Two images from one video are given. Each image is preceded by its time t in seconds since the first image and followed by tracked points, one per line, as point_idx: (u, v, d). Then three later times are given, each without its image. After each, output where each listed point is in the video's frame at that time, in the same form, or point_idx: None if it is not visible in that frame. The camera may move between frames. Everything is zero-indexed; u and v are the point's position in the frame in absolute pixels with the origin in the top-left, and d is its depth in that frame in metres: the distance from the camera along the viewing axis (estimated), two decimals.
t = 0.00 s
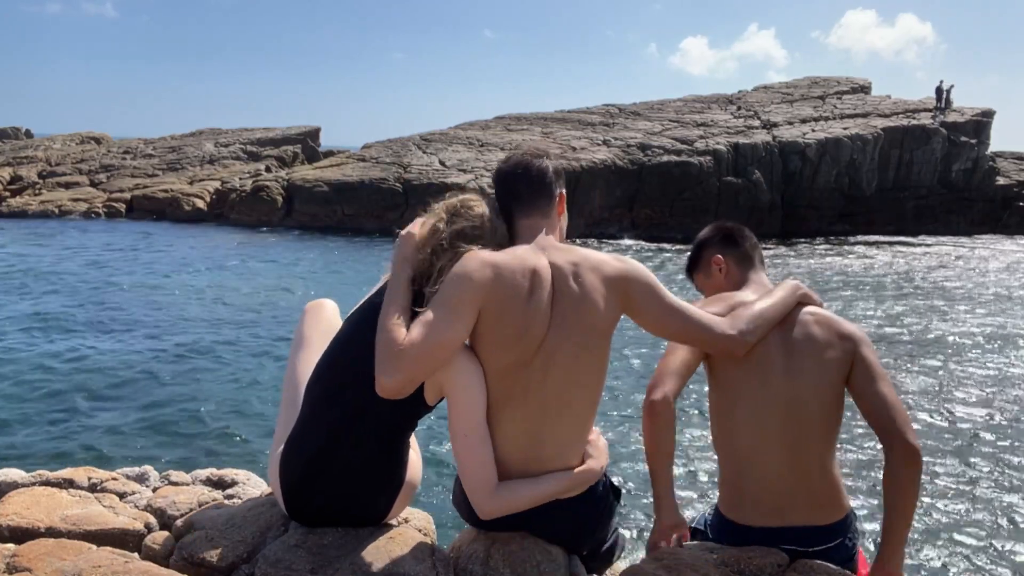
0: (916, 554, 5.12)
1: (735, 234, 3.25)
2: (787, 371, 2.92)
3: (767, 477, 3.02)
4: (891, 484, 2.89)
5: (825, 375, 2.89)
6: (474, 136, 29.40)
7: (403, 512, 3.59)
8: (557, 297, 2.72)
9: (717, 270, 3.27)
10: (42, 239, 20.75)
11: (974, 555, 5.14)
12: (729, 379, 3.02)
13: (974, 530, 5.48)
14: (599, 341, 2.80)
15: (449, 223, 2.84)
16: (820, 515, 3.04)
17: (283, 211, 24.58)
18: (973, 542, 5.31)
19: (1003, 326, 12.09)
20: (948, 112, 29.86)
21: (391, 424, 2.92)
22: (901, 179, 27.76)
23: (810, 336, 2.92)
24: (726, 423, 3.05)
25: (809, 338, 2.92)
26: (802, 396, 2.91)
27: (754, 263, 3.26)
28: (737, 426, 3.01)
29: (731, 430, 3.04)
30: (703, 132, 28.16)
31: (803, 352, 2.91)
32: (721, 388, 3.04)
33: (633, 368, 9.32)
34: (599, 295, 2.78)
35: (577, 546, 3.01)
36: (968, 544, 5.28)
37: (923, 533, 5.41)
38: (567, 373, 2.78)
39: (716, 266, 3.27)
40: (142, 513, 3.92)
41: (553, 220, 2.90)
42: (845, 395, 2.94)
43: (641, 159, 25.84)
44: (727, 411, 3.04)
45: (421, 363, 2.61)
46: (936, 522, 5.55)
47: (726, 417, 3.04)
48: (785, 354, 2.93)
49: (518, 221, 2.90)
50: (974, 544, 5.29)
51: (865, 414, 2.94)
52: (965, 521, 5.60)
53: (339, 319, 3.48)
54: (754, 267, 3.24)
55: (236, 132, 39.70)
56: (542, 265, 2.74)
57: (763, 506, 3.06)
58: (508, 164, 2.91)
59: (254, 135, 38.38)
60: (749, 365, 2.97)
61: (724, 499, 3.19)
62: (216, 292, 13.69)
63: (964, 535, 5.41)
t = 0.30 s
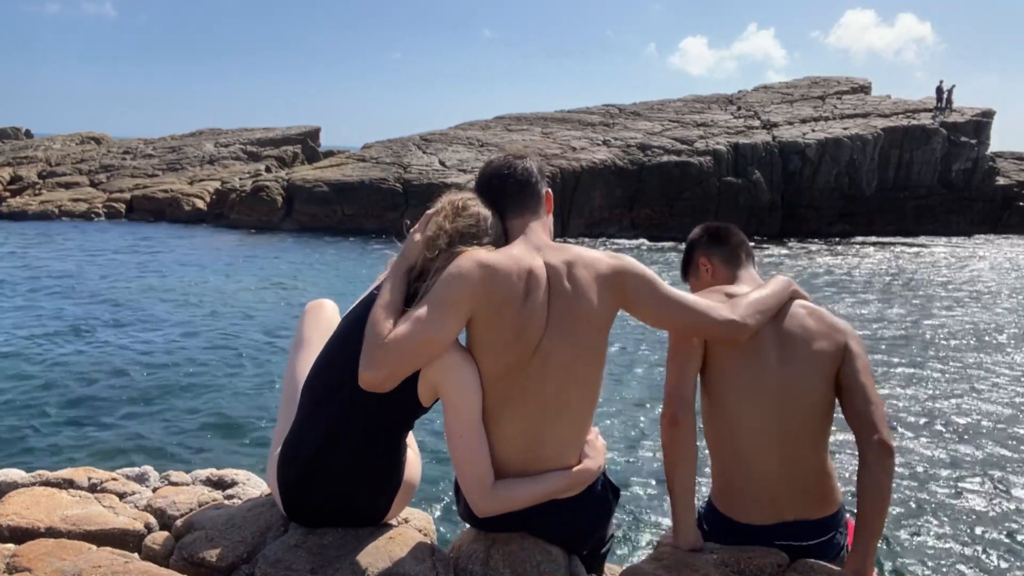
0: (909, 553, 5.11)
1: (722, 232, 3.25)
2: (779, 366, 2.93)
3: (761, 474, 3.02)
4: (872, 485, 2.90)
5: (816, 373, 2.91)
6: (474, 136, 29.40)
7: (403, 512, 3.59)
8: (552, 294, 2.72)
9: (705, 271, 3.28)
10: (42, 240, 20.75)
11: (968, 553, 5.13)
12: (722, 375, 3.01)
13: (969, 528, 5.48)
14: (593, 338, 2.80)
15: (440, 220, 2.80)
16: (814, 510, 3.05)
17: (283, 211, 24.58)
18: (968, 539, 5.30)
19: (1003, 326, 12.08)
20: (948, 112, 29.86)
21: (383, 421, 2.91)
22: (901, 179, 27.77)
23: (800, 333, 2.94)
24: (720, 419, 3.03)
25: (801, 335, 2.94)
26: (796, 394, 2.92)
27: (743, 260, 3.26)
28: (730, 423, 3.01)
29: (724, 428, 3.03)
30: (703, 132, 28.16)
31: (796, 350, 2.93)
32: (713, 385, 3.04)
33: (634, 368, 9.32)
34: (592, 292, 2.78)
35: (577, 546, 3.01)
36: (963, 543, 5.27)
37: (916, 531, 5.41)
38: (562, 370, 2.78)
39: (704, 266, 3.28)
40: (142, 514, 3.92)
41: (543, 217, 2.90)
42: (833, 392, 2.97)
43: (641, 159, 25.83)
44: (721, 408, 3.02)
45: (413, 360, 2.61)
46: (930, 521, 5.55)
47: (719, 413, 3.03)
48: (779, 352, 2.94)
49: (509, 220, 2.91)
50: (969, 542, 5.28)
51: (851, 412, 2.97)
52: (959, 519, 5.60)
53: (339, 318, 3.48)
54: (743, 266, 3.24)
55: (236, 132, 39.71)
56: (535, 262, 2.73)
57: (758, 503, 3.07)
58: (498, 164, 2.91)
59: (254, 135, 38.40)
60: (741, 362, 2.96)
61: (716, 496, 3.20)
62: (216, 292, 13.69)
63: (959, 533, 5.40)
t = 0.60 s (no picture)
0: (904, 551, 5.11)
1: (750, 202, 3.10)
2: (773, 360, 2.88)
3: (749, 467, 3.01)
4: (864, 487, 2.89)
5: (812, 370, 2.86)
6: (474, 136, 29.40)
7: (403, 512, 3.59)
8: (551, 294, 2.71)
9: (727, 240, 3.15)
10: (42, 241, 20.75)
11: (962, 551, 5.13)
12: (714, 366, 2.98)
13: (963, 527, 5.48)
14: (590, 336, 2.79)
15: (441, 220, 2.80)
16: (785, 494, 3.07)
17: (283, 210, 24.57)
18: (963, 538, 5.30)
19: (1003, 326, 12.08)
20: (948, 112, 29.86)
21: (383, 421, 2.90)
22: (901, 180, 27.78)
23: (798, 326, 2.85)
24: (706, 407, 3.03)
25: (803, 327, 2.84)
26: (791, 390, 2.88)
27: (770, 236, 3.12)
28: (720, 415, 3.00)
29: (715, 420, 3.02)
30: (703, 132, 28.17)
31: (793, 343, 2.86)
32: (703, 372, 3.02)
33: (633, 368, 9.33)
34: (591, 291, 2.78)
35: (577, 547, 3.01)
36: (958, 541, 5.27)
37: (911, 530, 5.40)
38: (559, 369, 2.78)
39: (726, 237, 3.16)
40: (142, 514, 3.92)
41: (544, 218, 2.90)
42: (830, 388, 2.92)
43: (641, 159, 25.83)
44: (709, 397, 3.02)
45: (414, 361, 2.60)
46: (926, 520, 5.54)
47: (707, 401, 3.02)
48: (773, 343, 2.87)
49: (509, 220, 2.91)
50: (963, 541, 5.28)
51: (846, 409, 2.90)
52: (954, 518, 5.60)
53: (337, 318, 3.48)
54: (767, 242, 3.11)
55: (236, 132, 39.72)
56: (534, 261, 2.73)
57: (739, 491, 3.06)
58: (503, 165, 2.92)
59: (254, 135, 38.40)
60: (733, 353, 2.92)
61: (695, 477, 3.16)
62: (216, 293, 13.69)
63: (954, 532, 5.40)
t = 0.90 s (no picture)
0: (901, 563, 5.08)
1: (780, 183, 2.78)
2: (788, 359, 2.67)
3: (741, 482, 2.81)
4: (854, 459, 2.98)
5: (828, 366, 2.70)
6: (474, 136, 29.42)
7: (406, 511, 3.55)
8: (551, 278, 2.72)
9: (757, 235, 2.77)
10: (42, 241, 20.77)
11: (959, 562, 5.11)
12: (723, 373, 2.74)
13: (960, 536, 5.46)
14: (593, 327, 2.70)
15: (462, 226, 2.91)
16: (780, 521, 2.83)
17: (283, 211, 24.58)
18: (958, 547, 5.29)
19: (1003, 326, 12.08)
20: (949, 112, 29.86)
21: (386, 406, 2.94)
22: (901, 180, 27.78)
23: (811, 318, 2.69)
24: (708, 418, 2.82)
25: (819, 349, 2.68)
26: (810, 391, 2.70)
27: (804, 221, 2.81)
28: (726, 427, 2.78)
29: (714, 437, 2.81)
30: (703, 132, 28.18)
31: (809, 341, 2.67)
32: (708, 380, 2.79)
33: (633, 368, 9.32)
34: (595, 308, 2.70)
35: (582, 545, 2.97)
36: (954, 551, 5.25)
37: (911, 541, 5.36)
38: (561, 365, 2.70)
39: (755, 228, 2.77)
40: (142, 514, 3.92)
41: (566, 211, 2.78)
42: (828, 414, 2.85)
43: (641, 159, 25.85)
44: (709, 406, 2.81)
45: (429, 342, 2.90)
46: (922, 528, 5.53)
47: (708, 411, 2.81)
48: (789, 343, 2.67)
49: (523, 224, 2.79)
50: (959, 550, 5.26)
51: (858, 395, 2.82)
52: (951, 526, 5.58)
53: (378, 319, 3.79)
54: (800, 230, 2.80)
55: (236, 131, 39.77)
56: (533, 248, 2.77)
57: (763, 504, 2.82)
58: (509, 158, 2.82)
59: (255, 134, 38.44)
60: (742, 358, 2.70)
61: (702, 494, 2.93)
62: (216, 293, 13.71)
63: (950, 541, 5.38)
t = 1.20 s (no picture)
0: (898, 563, 5.10)
1: (794, 184, 2.77)
2: (786, 360, 2.67)
3: (738, 484, 2.82)
4: (850, 465, 2.96)
5: (827, 369, 2.69)
6: (474, 136, 29.42)
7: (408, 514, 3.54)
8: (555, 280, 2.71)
9: (767, 235, 2.77)
10: (41, 241, 20.77)
11: (955, 562, 5.13)
12: (720, 373, 2.74)
13: (957, 536, 5.47)
14: (593, 328, 2.70)
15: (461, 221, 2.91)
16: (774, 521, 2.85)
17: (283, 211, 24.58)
18: (955, 548, 5.30)
19: (1003, 326, 12.08)
20: (948, 112, 29.86)
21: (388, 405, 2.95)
22: (901, 180, 27.79)
23: (811, 320, 2.69)
24: (704, 418, 2.83)
25: (815, 352, 2.67)
26: (806, 393, 2.69)
27: (816, 224, 2.80)
28: (725, 427, 2.78)
29: (713, 436, 2.82)
30: (703, 132, 28.19)
31: (808, 343, 2.66)
32: (704, 380, 2.80)
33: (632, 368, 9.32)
34: (592, 309, 2.70)
35: (582, 545, 2.97)
36: (950, 551, 5.26)
37: (907, 540, 5.38)
38: (560, 365, 2.71)
39: (765, 228, 2.78)
40: (142, 514, 3.93)
41: (564, 212, 2.77)
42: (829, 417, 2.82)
43: (641, 159, 25.86)
44: (705, 406, 2.81)
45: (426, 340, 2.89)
46: (919, 528, 5.55)
47: (705, 411, 2.82)
48: (788, 344, 2.66)
49: (521, 224, 2.79)
50: (956, 550, 5.28)
51: (857, 400, 2.81)
52: (947, 527, 5.60)
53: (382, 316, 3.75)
54: (811, 233, 2.80)
55: (236, 131, 39.79)
56: (536, 248, 2.76)
57: (757, 503, 2.82)
58: (515, 156, 2.80)
59: (255, 134, 38.46)
60: (739, 359, 2.70)
61: (695, 492, 2.93)
62: (216, 293, 13.71)
63: (947, 541, 5.40)
